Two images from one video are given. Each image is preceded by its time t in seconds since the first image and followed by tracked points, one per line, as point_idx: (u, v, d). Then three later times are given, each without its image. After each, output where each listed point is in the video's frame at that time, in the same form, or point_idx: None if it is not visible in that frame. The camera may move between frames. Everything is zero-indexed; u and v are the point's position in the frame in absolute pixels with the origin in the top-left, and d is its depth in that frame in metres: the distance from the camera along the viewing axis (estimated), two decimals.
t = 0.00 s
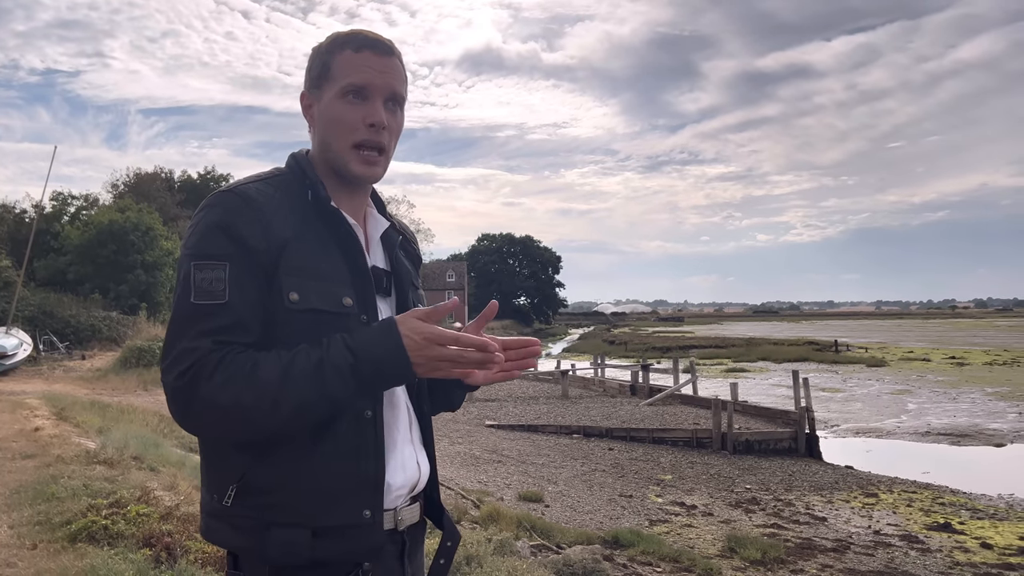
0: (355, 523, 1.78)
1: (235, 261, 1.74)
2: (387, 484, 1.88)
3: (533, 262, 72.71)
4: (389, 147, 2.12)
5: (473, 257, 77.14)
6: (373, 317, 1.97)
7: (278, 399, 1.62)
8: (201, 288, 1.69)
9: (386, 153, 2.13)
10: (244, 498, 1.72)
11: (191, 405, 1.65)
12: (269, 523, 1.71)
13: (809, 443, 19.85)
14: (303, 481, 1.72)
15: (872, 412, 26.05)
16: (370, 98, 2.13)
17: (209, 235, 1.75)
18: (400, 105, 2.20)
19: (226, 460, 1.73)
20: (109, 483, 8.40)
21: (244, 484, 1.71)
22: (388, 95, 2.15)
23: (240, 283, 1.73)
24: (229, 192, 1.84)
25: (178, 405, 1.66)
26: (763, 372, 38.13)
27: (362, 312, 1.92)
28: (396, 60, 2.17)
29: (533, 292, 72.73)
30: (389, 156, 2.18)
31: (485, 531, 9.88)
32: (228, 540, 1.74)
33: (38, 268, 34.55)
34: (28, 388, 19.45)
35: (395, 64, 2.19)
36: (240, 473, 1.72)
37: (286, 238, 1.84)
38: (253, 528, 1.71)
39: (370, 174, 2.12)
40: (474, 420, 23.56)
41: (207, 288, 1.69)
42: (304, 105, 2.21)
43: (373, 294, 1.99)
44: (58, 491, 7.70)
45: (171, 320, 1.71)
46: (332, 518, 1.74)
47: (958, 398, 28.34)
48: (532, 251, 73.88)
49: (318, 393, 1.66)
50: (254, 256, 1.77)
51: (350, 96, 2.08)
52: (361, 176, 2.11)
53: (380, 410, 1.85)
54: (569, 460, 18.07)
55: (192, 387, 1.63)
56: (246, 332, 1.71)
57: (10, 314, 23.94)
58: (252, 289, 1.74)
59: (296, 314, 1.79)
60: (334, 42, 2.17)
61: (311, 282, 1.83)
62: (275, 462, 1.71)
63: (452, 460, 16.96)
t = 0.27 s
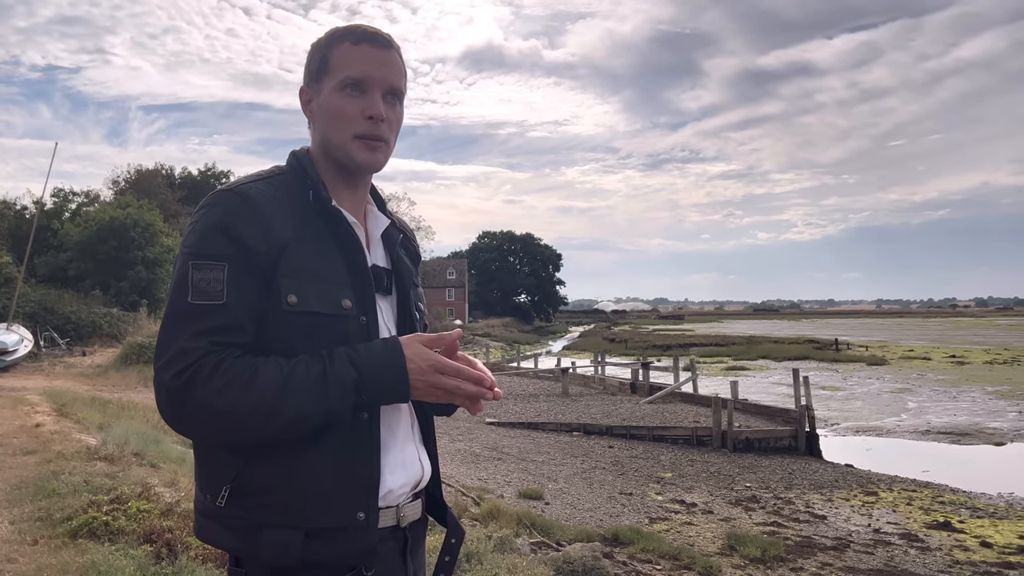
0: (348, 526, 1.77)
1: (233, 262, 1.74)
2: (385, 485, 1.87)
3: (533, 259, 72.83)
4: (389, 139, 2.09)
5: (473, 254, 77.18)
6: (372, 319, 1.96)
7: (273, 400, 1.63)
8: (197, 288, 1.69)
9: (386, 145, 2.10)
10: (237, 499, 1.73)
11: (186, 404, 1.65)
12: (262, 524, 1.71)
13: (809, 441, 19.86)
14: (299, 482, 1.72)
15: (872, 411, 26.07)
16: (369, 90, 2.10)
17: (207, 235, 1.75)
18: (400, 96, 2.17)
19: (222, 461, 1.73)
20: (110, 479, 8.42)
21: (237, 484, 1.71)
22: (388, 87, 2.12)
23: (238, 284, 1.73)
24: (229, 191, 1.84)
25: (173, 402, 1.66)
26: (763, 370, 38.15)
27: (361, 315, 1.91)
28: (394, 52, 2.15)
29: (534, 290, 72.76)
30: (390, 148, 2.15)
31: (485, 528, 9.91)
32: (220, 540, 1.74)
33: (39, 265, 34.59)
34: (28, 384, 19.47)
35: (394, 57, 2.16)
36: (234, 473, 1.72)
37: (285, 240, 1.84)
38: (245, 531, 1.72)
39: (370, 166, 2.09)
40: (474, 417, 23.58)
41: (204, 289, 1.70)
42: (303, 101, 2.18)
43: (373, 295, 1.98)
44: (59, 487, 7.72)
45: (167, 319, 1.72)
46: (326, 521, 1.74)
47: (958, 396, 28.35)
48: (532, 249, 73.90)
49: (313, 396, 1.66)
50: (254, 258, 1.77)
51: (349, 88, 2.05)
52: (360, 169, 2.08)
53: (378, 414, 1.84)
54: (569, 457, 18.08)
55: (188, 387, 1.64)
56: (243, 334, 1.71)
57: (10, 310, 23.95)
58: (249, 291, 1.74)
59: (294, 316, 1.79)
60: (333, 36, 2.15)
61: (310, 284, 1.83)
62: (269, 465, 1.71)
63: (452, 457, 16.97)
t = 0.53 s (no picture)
0: (352, 523, 1.76)
1: (232, 260, 1.74)
2: (387, 483, 1.86)
3: (539, 256, 72.63)
4: (391, 127, 2.06)
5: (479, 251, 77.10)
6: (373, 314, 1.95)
7: (275, 396, 1.63)
8: (195, 286, 1.69)
9: (388, 134, 2.07)
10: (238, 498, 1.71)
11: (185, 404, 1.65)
12: (266, 524, 1.70)
13: (815, 439, 19.81)
14: (303, 480, 1.71)
15: (879, 409, 25.98)
16: (369, 77, 2.08)
17: (205, 233, 1.74)
18: (400, 84, 2.15)
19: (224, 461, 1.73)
20: (116, 475, 8.46)
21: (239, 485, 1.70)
22: (388, 75, 2.10)
23: (237, 282, 1.73)
24: (226, 189, 1.83)
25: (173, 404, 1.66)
26: (770, 368, 38.03)
27: (361, 311, 1.90)
28: (394, 40, 2.14)
29: (540, 287, 72.74)
30: (391, 139, 2.12)
31: (490, 525, 9.92)
32: (224, 539, 1.73)
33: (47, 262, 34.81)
34: (36, 380, 19.59)
35: (393, 44, 2.15)
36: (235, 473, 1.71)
37: (284, 236, 1.83)
38: (247, 531, 1.71)
39: (372, 155, 2.05)
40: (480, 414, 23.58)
41: (202, 287, 1.69)
42: (301, 94, 2.16)
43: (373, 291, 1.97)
44: (65, 484, 7.76)
45: (166, 319, 1.71)
46: (330, 519, 1.73)
47: (965, 395, 28.21)
48: (538, 246, 73.73)
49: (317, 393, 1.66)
50: (252, 256, 1.76)
51: (349, 76, 2.03)
52: (362, 159, 2.04)
53: (379, 410, 1.83)
54: (575, 455, 18.07)
55: (188, 386, 1.63)
56: (243, 332, 1.70)
57: (18, 307, 24.10)
58: (248, 289, 1.74)
59: (295, 313, 1.78)
60: (332, 27, 2.14)
61: (309, 280, 1.82)
62: (271, 463, 1.70)
63: (458, 454, 16.98)
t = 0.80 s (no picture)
0: (348, 525, 1.75)
1: (220, 259, 1.71)
2: (383, 484, 1.85)
3: (553, 255, 72.18)
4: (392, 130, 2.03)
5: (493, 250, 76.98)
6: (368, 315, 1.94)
7: (263, 393, 1.60)
8: (183, 285, 1.66)
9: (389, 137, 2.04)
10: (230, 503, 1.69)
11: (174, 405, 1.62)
12: (262, 526, 1.69)
13: (831, 438, 19.65)
14: (299, 481, 1.69)
15: (895, 408, 25.73)
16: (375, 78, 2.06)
17: (193, 231, 1.71)
18: (405, 89, 2.14)
19: (215, 463, 1.71)
20: (130, 473, 8.53)
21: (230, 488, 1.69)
22: (394, 79, 2.09)
23: (226, 280, 1.71)
24: (214, 186, 1.80)
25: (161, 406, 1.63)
26: (785, 367, 37.75)
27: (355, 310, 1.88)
28: (404, 43, 2.13)
29: (553, 285, 72.61)
30: (393, 141, 2.09)
31: (502, 524, 9.90)
32: (220, 541, 1.72)
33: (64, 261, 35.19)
34: (54, 378, 19.82)
35: (401, 47, 2.14)
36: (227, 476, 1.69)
37: (274, 234, 1.80)
38: (241, 535, 1.69)
39: (371, 158, 2.02)
40: (493, 413, 23.57)
41: (191, 286, 1.67)
42: (305, 90, 2.15)
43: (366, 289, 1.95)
44: (80, 481, 7.83)
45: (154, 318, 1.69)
46: (326, 521, 1.71)
47: (983, 394, 27.88)
48: (552, 244, 73.47)
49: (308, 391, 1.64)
50: (241, 254, 1.74)
51: (352, 74, 2.01)
52: (362, 162, 2.01)
53: (373, 411, 1.82)
54: (588, 454, 18.02)
55: (175, 385, 1.60)
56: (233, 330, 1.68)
57: (36, 306, 24.37)
58: (238, 287, 1.72)
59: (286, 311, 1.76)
60: (343, 26, 2.13)
61: (300, 278, 1.79)
62: (263, 466, 1.68)
63: (471, 453, 16.98)
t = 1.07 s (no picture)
0: (334, 533, 1.77)
1: (208, 260, 1.74)
2: (370, 491, 1.85)
3: (574, 254, 71.71)
4: (367, 105, 2.12)
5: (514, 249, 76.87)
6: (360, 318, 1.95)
7: (249, 396, 1.62)
8: (170, 285, 1.69)
9: (366, 111, 2.13)
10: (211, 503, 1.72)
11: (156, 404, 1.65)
12: (245, 530, 1.70)
13: (855, 438, 19.39)
14: (283, 486, 1.71)
15: (921, 407, 25.33)
16: (344, 59, 2.18)
17: (181, 231, 1.74)
18: (377, 67, 2.24)
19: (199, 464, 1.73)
20: (151, 472, 8.63)
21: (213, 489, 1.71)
22: (363, 57, 2.20)
23: (213, 282, 1.73)
24: (204, 184, 1.83)
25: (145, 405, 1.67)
26: (808, 366, 37.30)
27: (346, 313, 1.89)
28: (370, 25, 2.26)
29: (574, 284, 72.41)
30: (371, 117, 2.17)
31: (519, 524, 9.88)
32: (204, 543, 1.74)
33: (91, 262, 35.83)
34: (79, 377, 20.18)
35: (369, 29, 2.26)
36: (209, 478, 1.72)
37: (264, 234, 1.81)
38: (224, 538, 1.71)
39: (351, 130, 2.09)
40: (512, 412, 23.55)
41: (178, 286, 1.69)
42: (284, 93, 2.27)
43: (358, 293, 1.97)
44: (100, 480, 7.95)
45: (142, 316, 1.72)
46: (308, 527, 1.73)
47: (1013, 393, 27.33)
48: (572, 243, 73.11)
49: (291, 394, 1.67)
50: (230, 256, 1.77)
51: (319, 60, 2.14)
52: (340, 137, 2.08)
53: (361, 416, 1.83)
54: (607, 453, 17.95)
55: (158, 383, 1.63)
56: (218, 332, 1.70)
57: (63, 306, 24.81)
58: (224, 287, 1.75)
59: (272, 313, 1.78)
60: (311, 18, 2.27)
61: (289, 280, 1.81)
62: (246, 469, 1.70)
63: (490, 452, 16.96)
